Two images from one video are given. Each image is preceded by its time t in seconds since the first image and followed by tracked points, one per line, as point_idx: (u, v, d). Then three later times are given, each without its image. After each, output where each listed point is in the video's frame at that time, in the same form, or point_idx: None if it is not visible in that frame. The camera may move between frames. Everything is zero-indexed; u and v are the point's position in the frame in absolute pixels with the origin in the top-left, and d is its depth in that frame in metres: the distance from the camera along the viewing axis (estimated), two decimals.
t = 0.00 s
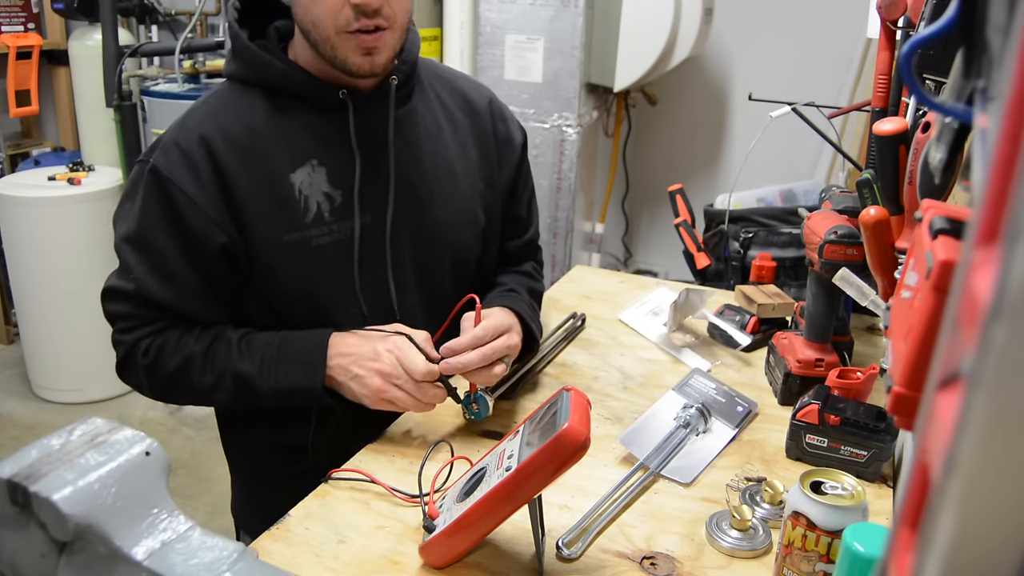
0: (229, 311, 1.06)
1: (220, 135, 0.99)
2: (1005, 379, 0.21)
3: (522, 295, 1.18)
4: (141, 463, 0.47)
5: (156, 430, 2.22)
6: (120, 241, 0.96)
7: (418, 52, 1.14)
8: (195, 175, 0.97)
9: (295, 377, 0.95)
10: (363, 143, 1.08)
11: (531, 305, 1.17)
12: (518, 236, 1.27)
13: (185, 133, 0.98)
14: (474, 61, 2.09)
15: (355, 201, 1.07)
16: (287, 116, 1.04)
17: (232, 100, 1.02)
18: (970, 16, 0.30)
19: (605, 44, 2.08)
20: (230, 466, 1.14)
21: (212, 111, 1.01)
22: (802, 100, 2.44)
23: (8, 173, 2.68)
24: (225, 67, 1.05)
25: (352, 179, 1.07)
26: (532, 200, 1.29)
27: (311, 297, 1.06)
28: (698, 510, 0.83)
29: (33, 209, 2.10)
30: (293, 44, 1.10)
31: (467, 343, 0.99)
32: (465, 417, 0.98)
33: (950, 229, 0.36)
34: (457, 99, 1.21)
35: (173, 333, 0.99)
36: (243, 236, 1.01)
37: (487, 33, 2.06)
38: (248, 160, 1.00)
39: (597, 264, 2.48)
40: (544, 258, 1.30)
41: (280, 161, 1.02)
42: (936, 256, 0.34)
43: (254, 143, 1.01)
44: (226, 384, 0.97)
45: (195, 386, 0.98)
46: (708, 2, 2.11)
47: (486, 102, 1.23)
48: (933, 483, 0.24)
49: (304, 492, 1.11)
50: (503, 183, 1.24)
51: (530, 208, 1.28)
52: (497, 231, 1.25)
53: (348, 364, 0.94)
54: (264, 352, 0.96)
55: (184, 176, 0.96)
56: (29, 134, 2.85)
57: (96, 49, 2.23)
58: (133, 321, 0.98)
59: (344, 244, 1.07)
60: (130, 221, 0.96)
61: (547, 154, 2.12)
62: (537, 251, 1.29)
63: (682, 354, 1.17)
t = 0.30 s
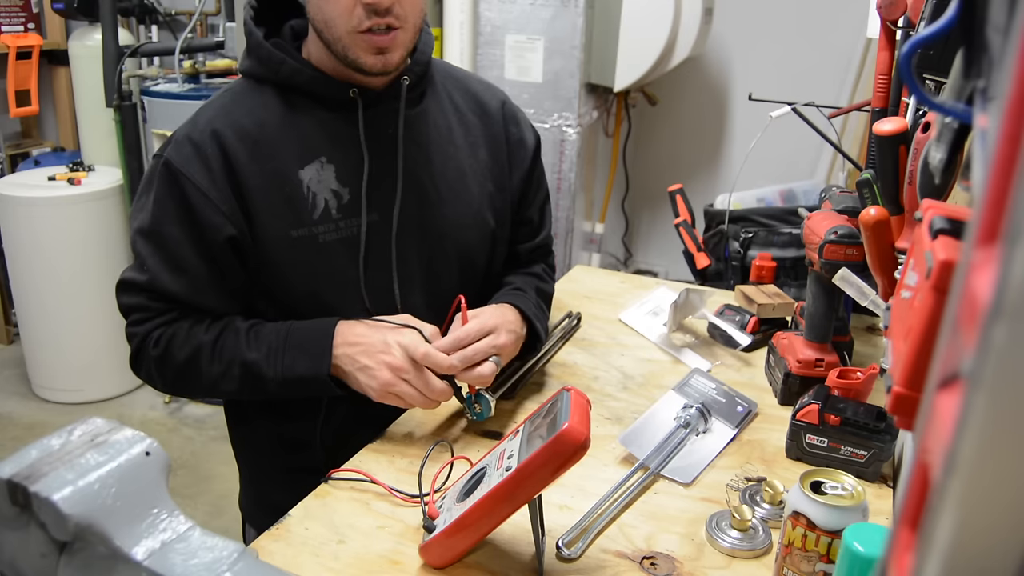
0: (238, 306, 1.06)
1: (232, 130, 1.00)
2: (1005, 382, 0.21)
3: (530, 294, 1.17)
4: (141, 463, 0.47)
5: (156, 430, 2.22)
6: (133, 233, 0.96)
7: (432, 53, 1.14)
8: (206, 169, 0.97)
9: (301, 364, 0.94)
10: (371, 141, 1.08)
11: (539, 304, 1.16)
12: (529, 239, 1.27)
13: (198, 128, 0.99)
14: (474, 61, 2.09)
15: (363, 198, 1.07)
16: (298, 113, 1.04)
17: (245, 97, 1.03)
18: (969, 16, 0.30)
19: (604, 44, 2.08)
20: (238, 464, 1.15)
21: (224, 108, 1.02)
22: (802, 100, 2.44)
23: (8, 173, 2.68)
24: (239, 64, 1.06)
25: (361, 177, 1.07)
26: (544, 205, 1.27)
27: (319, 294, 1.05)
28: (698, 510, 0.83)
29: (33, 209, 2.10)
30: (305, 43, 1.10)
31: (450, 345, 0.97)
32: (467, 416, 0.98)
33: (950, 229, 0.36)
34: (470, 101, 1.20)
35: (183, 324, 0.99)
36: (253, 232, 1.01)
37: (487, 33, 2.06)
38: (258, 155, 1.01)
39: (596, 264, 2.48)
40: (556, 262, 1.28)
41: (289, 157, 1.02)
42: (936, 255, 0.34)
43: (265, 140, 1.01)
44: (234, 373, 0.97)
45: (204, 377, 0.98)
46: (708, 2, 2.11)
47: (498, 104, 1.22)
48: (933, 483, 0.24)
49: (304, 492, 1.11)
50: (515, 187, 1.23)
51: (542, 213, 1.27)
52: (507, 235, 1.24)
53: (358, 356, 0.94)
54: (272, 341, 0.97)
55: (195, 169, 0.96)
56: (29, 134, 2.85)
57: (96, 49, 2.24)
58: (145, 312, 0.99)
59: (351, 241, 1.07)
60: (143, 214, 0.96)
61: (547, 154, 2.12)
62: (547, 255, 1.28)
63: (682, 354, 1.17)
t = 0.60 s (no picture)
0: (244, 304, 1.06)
1: (241, 130, 1.00)
2: (1006, 382, 0.21)
3: (534, 299, 1.16)
4: (141, 463, 0.47)
5: (156, 430, 2.22)
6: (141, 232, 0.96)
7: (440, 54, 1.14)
8: (215, 168, 0.97)
9: (299, 361, 0.93)
10: (380, 142, 1.08)
11: (543, 310, 1.15)
12: (535, 241, 1.26)
13: (207, 128, 0.99)
14: (473, 60, 2.09)
15: (370, 199, 1.07)
16: (306, 114, 1.04)
17: (254, 97, 1.03)
18: (969, 16, 0.30)
19: (604, 44, 2.08)
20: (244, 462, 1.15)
21: (233, 108, 1.02)
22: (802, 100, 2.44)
23: (8, 173, 2.68)
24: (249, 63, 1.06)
25: (368, 178, 1.07)
26: (552, 207, 1.27)
27: (327, 293, 1.06)
28: (698, 510, 0.83)
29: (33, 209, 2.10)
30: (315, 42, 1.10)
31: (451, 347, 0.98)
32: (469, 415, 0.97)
33: (951, 229, 0.36)
34: (478, 103, 1.20)
35: (186, 321, 0.99)
36: (260, 232, 1.01)
37: (487, 33, 2.06)
38: (267, 155, 1.01)
39: (596, 264, 2.48)
40: (561, 265, 1.28)
41: (298, 158, 1.02)
42: (936, 255, 0.34)
43: (273, 140, 1.01)
44: (234, 371, 0.96)
45: (205, 374, 0.98)
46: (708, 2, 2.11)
47: (507, 106, 1.22)
48: (933, 483, 0.24)
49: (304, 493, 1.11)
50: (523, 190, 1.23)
51: (549, 216, 1.27)
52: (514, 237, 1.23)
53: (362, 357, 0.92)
54: (270, 338, 0.96)
55: (204, 167, 0.96)
56: (29, 134, 2.85)
57: (96, 48, 2.24)
58: (150, 310, 0.98)
59: (359, 242, 1.07)
60: (151, 212, 0.96)
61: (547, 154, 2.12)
62: (554, 258, 1.27)
63: (682, 354, 1.17)
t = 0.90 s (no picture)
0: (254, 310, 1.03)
1: (247, 130, 0.99)
2: (1005, 382, 0.21)
3: (533, 299, 1.16)
4: (141, 463, 0.47)
5: (156, 430, 2.22)
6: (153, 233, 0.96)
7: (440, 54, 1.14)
8: (219, 165, 0.96)
9: (282, 399, 0.82)
10: (381, 142, 1.08)
11: (543, 311, 1.14)
12: (534, 241, 1.26)
13: (212, 126, 0.99)
14: (473, 60, 2.09)
15: (372, 199, 1.06)
16: (308, 115, 1.04)
17: (257, 96, 1.02)
18: (970, 16, 0.30)
19: (604, 45, 2.08)
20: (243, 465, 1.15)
21: (237, 107, 1.01)
22: (802, 100, 2.44)
23: (8, 173, 2.68)
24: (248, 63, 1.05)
25: (371, 177, 1.07)
26: (550, 207, 1.28)
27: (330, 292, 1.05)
28: (698, 510, 0.83)
29: (33, 209, 2.10)
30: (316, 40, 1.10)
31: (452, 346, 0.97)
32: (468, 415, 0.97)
33: (950, 229, 0.36)
34: (478, 103, 1.20)
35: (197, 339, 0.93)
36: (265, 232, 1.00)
37: (487, 33, 2.06)
38: (271, 154, 1.00)
39: (596, 264, 2.48)
40: (561, 266, 1.28)
41: (300, 157, 1.02)
42: (936, 255, 0.34)
43: (277, 139, 1.01)
44: (228, 400, 0.88)
45: (202, 400, 0.90)
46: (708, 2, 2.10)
47: (507, 107, 1.22)
48: (933, 483, 0.24)
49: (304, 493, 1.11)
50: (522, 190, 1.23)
51: (548, 216, 1.27)
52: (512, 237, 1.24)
53: (361, 417, 0.74)
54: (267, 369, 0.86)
55: (209, 165, 0.96)
56: (29, 134, 2.85)
57: (96, 48, 2.24)
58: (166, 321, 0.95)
59: (363, 242, 1.06)
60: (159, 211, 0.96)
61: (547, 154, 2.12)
62: (553, 258, 1.27)
63: (682, 354, 1.17)
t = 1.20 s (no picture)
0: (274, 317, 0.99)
1: (254, 130, 0.97)
2: (1005, 383, 0.21)
3: (528, 299, 1.16)
4: (141, 463, 0.47)
5: (156, 429, 2.21)
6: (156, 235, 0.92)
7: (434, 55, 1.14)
8: (229, 164, 0.94)
9: (330, 408, 0.75)
10: (384, 143, 1.08)
11: (538, 311, 1.14)
12: (526, 237, 1.27)
13: (218, 127, 0.96)
14: (473, 61, 2.09)
15: (378, 201, 1.06)
16: (311, 117, 1.03)
17: (257, 99, 1.01)
18: (970, 16, 0.30)
19: (604, 45, 2.08)
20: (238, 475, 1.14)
21: (238, 107, 0.99)
22: (802, 100, 2.44)
23: (8, 173, 2.68)
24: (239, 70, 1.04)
25: (375, 179, 1.06)
26: (539, 203, 1.29)
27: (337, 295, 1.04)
28: (698, 510, 0.83)
29: (33, 209, 2.11)
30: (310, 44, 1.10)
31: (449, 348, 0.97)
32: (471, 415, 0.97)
33: (951, 229, 0.36)
34: (471, 103, 1.21)
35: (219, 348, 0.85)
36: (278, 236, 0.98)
37: (487, 33, 2.06)
38: (279, 155, 0.98)
39: (596, 264, 2.48)
40: (550, 263, 1.29)
41: (306, 158, 1.00)
42: (936, 255, 0.34)
43: (285, 141, 0.99)
44: (254, 411, 0.79)
45: (222, 414, 0.81)
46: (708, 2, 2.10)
47: (498, 105, 1.23)
48: (933, 483, 0.24)
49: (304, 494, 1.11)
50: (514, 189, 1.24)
51: (537, 211, 1.28)
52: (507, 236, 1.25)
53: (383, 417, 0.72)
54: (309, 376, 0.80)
55: (219, 164, 0.93)
56: (29, 134, 2.85)
57: (96, 48, 2.24)
58: (183, 326, 0.87)
59: (370, 244, 1.06)
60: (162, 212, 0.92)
61: (547, 154, 2.12)
62: (542, 256, 1.28)
63: (682, 354, 1.17)
